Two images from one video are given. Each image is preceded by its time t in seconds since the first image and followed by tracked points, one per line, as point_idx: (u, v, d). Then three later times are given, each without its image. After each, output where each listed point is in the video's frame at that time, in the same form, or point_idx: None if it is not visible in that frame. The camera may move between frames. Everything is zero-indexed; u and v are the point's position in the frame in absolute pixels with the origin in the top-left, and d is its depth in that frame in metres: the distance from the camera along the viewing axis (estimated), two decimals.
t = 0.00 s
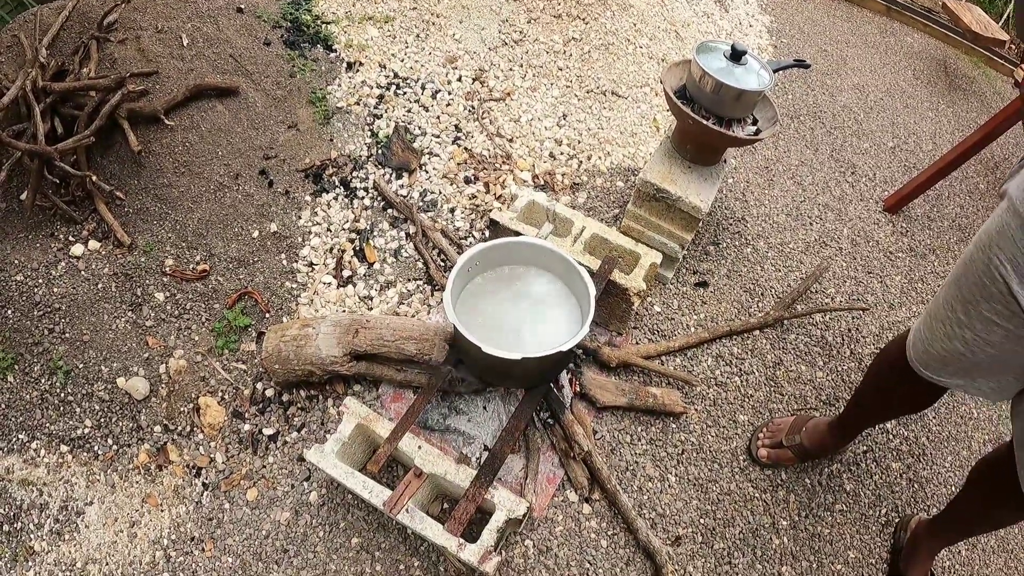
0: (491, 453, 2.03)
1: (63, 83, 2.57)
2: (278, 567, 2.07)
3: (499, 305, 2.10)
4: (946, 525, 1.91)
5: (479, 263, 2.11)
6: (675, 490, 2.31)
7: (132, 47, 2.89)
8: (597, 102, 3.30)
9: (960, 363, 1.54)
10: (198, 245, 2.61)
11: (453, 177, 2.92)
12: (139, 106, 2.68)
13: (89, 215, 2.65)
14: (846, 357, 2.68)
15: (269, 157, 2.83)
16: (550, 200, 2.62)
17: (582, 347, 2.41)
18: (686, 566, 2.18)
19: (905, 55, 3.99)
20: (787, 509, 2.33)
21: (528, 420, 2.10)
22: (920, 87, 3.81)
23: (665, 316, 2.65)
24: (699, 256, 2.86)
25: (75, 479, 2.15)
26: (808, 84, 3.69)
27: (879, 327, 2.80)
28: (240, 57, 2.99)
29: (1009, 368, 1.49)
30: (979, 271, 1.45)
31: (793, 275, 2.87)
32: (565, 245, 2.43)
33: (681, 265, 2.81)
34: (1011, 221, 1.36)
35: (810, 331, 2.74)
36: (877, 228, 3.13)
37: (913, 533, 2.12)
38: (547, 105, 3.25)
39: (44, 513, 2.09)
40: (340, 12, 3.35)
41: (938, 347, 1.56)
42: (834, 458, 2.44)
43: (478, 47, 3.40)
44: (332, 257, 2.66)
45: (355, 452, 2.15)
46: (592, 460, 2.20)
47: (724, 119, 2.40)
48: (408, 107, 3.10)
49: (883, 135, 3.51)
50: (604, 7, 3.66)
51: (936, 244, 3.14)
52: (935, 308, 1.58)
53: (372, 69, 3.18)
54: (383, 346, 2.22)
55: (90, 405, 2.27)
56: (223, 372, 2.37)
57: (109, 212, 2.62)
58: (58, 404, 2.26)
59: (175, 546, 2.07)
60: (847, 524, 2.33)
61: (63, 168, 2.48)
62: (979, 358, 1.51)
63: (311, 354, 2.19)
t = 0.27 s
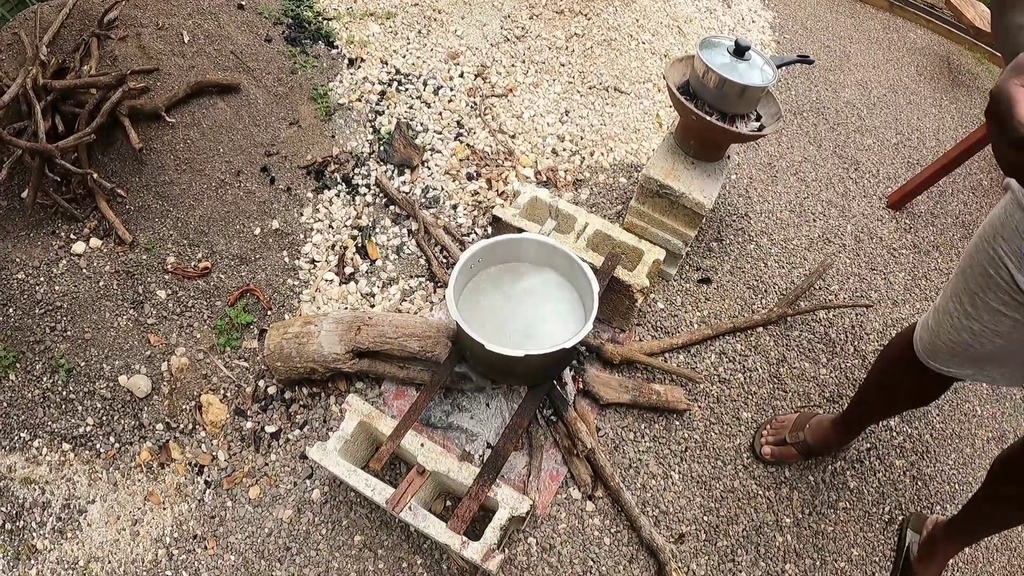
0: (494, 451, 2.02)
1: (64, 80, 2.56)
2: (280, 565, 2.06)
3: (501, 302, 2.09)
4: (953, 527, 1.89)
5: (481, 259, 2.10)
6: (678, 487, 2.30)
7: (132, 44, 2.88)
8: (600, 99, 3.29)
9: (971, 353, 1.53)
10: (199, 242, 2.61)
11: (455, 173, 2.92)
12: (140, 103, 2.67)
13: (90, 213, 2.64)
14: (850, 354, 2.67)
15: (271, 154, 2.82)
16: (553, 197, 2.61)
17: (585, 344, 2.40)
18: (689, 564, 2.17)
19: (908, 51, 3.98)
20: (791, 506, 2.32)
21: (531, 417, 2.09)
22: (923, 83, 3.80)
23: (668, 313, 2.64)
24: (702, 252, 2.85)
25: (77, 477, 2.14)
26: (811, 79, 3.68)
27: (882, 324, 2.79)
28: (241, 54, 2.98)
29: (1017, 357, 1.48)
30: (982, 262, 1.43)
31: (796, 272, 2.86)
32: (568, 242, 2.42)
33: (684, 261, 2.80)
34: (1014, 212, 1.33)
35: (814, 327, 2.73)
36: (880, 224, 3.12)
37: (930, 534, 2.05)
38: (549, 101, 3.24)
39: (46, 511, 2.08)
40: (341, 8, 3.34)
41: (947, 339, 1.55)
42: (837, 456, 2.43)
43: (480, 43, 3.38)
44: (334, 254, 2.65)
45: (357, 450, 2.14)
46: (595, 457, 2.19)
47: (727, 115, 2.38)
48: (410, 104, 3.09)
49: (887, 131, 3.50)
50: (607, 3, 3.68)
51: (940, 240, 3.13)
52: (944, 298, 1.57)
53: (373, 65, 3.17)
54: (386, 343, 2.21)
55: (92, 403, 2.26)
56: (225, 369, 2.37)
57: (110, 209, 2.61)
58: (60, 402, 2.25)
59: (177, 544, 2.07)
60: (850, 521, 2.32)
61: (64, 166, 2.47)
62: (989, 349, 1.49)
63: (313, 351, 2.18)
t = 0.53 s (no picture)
0: (495, 448, 2.01)
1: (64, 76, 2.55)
2: (281, 562, 2.06)
3: (504, 298, 2.08)
4: (997, 526, 1.92)
5: (484, 255, 2.09)
6: (680, 485, 2.30)
7: (134, 40, 2.87)
8: (602, 95, 3.28)
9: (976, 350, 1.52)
10: (200, 238, 2.60)
11: (457, 170, 2.91)
12: (141, 99, 2.66)
13: (91, 209, 2.63)
14: (852, 352, 2.66)
15: (272, 150, 2.81)
16: (555, 193, 2.60)
17: (586, 341, 2.39)
18: (690, 562, 2.17)
19: (911, 48, 3.97)
20: (792, 504, 2.31)
21: (532, 415, 2.08)
22: (926, 80, 3.78)
23: (670, 310, 2.63)
24: (704, 250, 2.84)
25: (77, 474, 2.14)
26: (814, 77, 3.67)
27: (885, 322, 2.78)
28: (243, 50, 2.98)
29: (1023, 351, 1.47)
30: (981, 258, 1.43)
31: (798, 269, 2.85)
32: (570, 239, 2.41)
33: (687, 258, 2.80)
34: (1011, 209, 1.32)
35: (816, 325, 2.72)
36: (883, 222, 3.11)
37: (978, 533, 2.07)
38: (551, 97, 3.23)
39: (46, 508, 2.08)
40: (343, 4, 3.33)
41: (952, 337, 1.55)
42: (839, 454, 2.43)
43: (482, 39, 3.37)
44: (336, 250, 2.64)
45: (358, 447, 2.13)
46: (596, 455, 2.18)
47: (730, 111, 2.37)
48: (412, 100, 3.08)
49: (890, 129, 3.49)
50: None
51: (943, 239, 3.12)
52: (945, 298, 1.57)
53: (375, 61, 3.16)
54: (387, 339, 2.21)
55: (92, 400, 2.25)
56: (226, 365, 2.36)
57: (111, 205, 2.61)
58: (61, 398, 2.25)
59: (178, 541, 2.06)
60: (852, 520, 2.32)
61: (65, 162, 2.46)
62: (996, 345, 1.48)
63: (314, 348, 2.18)
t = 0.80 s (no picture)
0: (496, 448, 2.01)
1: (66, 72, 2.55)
2: (280, 560, 2.06)
3: (505, 297, 2.08)
4: None
5: (486, 253, 2.08)
6: (680, 486, 2.29)
7: (136, 36, 2.86)
8: (605, 95, 3.27)
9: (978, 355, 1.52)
10: (201, 236, 2.60)
11: (459, 168, 2.90)
12: (143, 96, 2.66)
13: (92, 206, 2.63)
14: (853, 354, 2.66)
15: (274, 147, 2.81)
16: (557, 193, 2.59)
17: (588, 341, 2.39)
18: (690, 563, 2.16)
19: (915, 50, 3.96)
20: (792, 506, 2.31)
21: (534, 414, 2.08)
22: (929, 83, 3.78)
23: (671, 311, 2.63)
24: (706, 250, 2.84)
25: (77, 470, 2.14)
26: (816, 78, 3.66)
27: (886, 324, 2.78)
28: (245, 47, 2.97)
29: None
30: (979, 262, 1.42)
31: (800, 271, 2.85)
32: (572, 238, 2.41)
33: (688, 259, 2.79)
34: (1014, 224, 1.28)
35: (817, 327, 2.72)
36: (885, 224, 3.11)
37: None
38: (554, 97, 3.23)
39: (46, 504, 2.08)
40: (346, 2, 3.33)
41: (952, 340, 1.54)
42: (840, 456, 2.42)
43: (485, 37, 3.37)
44: (337, 248, 2.64)
45: (359, 446, 2.13)
46: (597, 455, 2.18)
47: (733, 112, 2.37)
48: (414, 98, 3.08)
49: (892, 131, 3.48)
50: None
51: (945, 241, 3.11)
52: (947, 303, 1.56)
53: (378, 59, 3.16)
54: (388, 338, 2.20)
55: (93, 396, 2.25)
56: (226, 363, 2.36)
57: (113, 202, 2.60)
58: (61, 395, 2.25)
59: (178, 538, 2.06)
60: (852, 522, 2.31)
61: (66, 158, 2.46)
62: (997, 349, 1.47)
63: (315, 346, 2.17)
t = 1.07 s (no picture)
0: (494, 450, 2.01)
1: (65, 74, 2.55)
2: (279, 562, 2.05)
3: (505, 299, 2.08)
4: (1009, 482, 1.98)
5: (486, 255, 2.08)
6: (678, 488, 2.29)
7: (135, 39, 2.87)
8: (603, 97, 3.27)
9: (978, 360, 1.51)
10: (200, 238, 2.60)
11: (458, 171, 2.90)
12: (142, 98, 2.66)
13: (91, 208, 2.63)
14: (852, 357, 2.66)
15: (273, 150, 2.81)
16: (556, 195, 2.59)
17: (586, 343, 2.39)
18: (688, 566, 2.16)
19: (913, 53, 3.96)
20: (791, 508, 2.31)
21: (532, 417, 2.08)
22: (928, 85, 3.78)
23: (670, 313, 2.63)
24: (705, 253, 2.84)
25: (76, 473, 2.14)
26: (815, 80, 3.66)
27: (885, 327, 2.78)
28: (244, 49, 2.97)
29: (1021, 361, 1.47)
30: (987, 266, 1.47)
31: (799, 273, 2.85)
32: (570, 241, 2.41)
33: (687, 261, 2.79)
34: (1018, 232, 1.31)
35: (816, 329, 2.72)
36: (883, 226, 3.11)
37: None
38: (553, 99, 3.23)
39: (44, 507, 2.08)
40: (345, 4, 3.33)
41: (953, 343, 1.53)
42: (838, 458, 2.42)
43: (483, 40, 3.37)
44: (336, 251, 2.64)
45: (357, 448, 2.13)
46: (596, 458, 2.18)
47: (731, 115, 2.37)
48: (413, 100, 3.08)
49: (891, 133, 3.48)
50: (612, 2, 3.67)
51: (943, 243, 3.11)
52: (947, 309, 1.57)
53: (376, 61, 3.16)
54: (387, 341, 2.20)
55: (92, 399, 2.25)
56: (225, 365, 2.36)
57: (112, 204, 2.61)
58: (60, 397, 2.25)
59: (176, 541, 2.06)
60: (850, 524, 2.32)
61: (65, 161, 2.46)
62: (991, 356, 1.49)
63: (314, 348, 2.17)
